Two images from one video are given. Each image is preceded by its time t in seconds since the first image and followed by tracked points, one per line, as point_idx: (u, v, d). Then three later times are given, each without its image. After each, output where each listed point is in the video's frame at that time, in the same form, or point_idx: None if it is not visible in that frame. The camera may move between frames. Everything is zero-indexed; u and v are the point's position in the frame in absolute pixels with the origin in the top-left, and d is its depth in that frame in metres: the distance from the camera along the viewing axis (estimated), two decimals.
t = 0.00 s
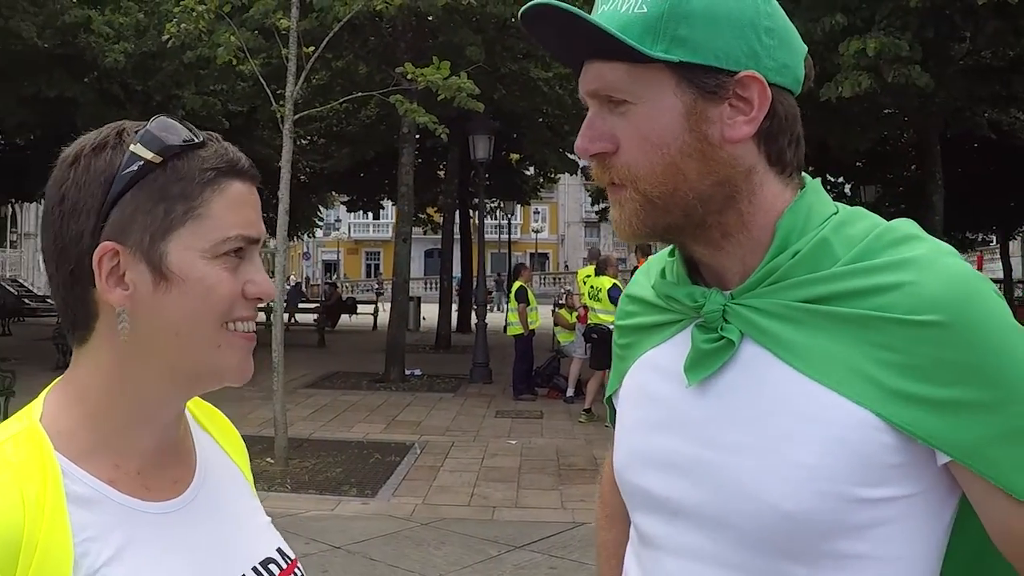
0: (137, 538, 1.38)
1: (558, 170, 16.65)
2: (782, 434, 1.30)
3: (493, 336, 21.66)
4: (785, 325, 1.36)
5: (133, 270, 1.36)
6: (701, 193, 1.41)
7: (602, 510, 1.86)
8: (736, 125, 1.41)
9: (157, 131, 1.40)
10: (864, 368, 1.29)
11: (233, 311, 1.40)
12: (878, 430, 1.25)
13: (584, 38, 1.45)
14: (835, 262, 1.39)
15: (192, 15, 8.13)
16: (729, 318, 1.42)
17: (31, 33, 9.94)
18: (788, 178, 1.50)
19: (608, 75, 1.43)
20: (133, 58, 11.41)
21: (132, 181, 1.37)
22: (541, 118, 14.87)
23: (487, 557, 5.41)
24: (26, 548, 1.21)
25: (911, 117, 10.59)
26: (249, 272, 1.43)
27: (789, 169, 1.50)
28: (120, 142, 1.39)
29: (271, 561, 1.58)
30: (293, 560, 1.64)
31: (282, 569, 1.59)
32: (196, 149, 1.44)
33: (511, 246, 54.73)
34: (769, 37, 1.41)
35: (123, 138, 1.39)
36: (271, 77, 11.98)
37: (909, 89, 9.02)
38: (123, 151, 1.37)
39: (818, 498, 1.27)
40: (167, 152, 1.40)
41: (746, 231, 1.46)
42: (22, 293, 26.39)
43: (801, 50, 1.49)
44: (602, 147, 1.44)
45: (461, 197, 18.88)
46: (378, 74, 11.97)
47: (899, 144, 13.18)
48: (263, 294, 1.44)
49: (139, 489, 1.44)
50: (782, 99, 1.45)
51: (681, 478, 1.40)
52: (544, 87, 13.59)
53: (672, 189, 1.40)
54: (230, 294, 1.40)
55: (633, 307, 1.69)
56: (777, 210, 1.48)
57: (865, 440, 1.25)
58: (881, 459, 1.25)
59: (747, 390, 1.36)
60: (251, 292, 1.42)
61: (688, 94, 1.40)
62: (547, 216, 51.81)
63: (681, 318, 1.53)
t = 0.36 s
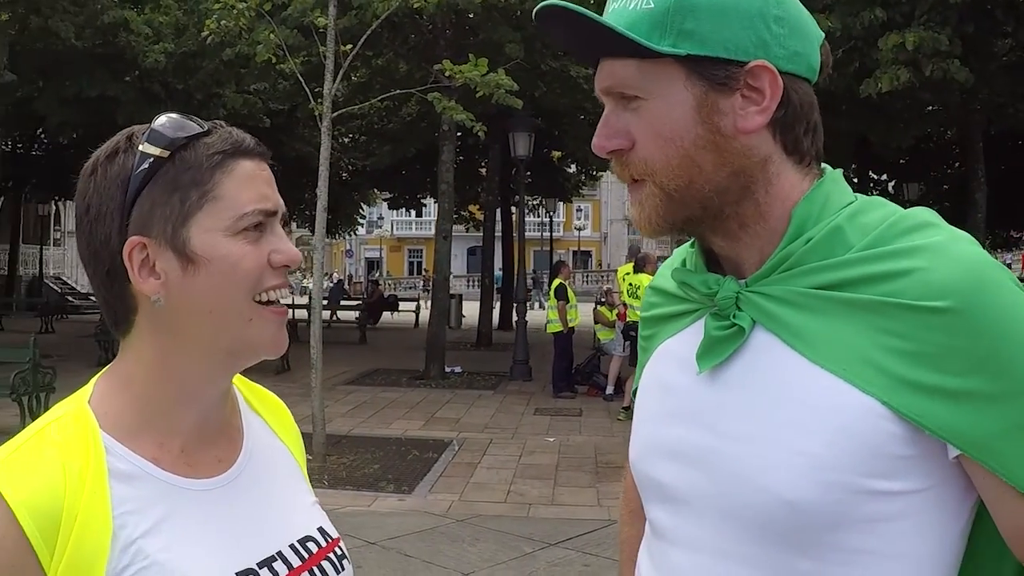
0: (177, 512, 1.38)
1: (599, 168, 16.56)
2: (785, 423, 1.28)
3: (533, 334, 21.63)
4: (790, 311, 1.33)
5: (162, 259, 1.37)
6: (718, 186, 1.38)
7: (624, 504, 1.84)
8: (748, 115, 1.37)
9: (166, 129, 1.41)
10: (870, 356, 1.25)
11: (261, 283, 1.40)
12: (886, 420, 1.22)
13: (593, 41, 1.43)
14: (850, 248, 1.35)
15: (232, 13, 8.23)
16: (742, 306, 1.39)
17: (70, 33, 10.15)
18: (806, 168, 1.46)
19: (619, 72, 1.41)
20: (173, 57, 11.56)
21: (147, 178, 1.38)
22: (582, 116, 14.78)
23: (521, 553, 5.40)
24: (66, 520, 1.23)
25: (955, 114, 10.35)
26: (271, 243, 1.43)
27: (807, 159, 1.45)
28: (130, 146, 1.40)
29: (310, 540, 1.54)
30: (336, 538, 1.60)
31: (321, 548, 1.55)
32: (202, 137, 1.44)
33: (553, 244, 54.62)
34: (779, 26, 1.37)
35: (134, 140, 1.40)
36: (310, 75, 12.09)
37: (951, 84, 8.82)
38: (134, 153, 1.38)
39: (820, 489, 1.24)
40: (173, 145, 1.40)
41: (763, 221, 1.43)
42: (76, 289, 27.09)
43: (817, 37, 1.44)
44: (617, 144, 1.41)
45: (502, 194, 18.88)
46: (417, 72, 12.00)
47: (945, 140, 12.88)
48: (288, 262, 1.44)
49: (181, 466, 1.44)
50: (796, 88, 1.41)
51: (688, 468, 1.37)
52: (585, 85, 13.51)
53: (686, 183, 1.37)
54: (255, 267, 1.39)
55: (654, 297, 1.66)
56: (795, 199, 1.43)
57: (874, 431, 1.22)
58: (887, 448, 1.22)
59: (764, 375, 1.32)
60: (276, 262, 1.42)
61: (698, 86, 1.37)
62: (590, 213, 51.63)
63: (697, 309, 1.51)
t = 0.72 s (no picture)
0: (199, 508, 1.39)
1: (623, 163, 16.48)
2: (802, 421, 1.26)
3: (557, 329, 21.60)
4: (803, 305, 1.32)
5: (183, 254, 1.38)
6: (737, 172, 1.37)
7: (652, 499, 1.83)
8: (767, 100, 1.35)
9: (188, 124, 1.42)
10: (883, 351, 1.24)
11: (286, 275, 1.40)
12: (899, 418, 1.20)
13: (611, 25, 1.41)
14: (866, 241, 1.33)
15: (255, 10, 8.27)
16: (758, 300, 1.38)
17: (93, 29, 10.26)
18: (827, 156, 1.43)
19: (638, 57, 1.39)
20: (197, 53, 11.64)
21: (169, 174, 1.40)
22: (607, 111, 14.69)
23: (543, 549, 5.40)
24: (88, 514, 1.25)
25: (981, 109, 10.20)
26: (294, 236, 1.43)
27: (827, 146, 1.43)
28: (151, 143, 1.42)
29: (335, 537, 1.55)
30: (362, 535, 1.60)
31: (346, 545, 1.55)
32: (222, 132, 1.45)
33: (577, 240, 54.53)
34: (800, 9, 1.34)
35: (155, 137, 1.42)
36: (332, 71, 12.13)
37: (975, 80, 8.70)
38: (154, 150, 1.40)
39: (834, 488, 1.22)
40: (193, 140, 1.41)
41: (782, 211, 1.41)
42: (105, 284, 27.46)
43: (838, 19, 1.41)
44: (635, 131, 1.40)
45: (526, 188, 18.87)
46: (441, 67, 12.01)
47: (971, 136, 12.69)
48: (313, 255, 1.43)
49: (204, 462, 1.44)
50: (817, 73, 1.38)
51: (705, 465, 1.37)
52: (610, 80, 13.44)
53: (705, 169, 1.36)
54: (278, 260, 1.39)
55: (675, 291, 1.64)
56: (814, 187, 1.41)
57: (889, 430, 1.20)
58: (904, 448, 1.20)
59: (781, 370, 1.31)
60: (300, 255, 1.41)
61: (717, 70, 1.35)
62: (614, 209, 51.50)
63: (716, 303, 1.49)
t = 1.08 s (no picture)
0: (207, 508, 1.38)
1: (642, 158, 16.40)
2: (833, 421, 1.23)
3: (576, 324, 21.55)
4: (837, 309, 1.29)
5: (186, 241, 1.37)
6: (758, 165, 1.34)
7: (682, 493, 1.80)
8: (793, 94, 1.32)
9: (190, 113, 1.42)
10: (916, 358, 1.20)
11: (292, 260, 1.38)
12: (930, 422, 1.17)
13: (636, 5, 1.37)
14: (895, 242, 1.29)
15: (272, 8, 8.28)
16: (787, 302, 1.35)
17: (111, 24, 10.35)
18: (852, 155, 1.40)
19: (663, 42, 1.36)
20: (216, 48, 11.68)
21: (168, 161, 1.39)
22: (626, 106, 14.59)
23: (562, 544, 5.38)
24: (93, 514, 1.24)
25: (1000, 103, 10.08)
26: (299, 221, 1.41)
27: (853, 144, 1.39)
28: (152, 133, 1.42)
29: (348, 539, 1.53)
30: (376, 537, 1.60)
31: (359, 547, 1.54)
32: (223, 119, 1.44)
33: (596, 234, 54.39)
34: (830, 5, 1.31)
35: (155, 128, 1.42)
36: (350, 65, 12.14)
37: (996, 75, 8.58)
38: (156, 137, 1.40)
39: (867, 492, 1.19)
40: (193, 125, 1.41)
41: (802, 207, 1.38)
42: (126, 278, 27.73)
43: (870, 21, 1.38)
44: (657, 116, 1.37)
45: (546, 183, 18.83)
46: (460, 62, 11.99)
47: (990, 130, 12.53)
48: (319, 239, 1.41)
49: (211, 460, 1.43)
50: (845, 72, 1.35)
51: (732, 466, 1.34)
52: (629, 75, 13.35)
53: (725, 160, 1.33)
54: (282, 244, 1.38)
55: (702, 288, 1.62)
56: (837, 186, 1.38)
57: (917, 433, 1.18)
58: (936, 450, 1.17)
59: (810, 371, 1.28)
60: (305, 239, 1.40)
61: (743, 61, 1.32)
62: (633, 203, 51.35)
63: (743, 304, 1.46)
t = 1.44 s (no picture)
0: (218, 516, 1.35)
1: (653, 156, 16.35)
2: (867, 424, 1.23)
3: (587, 321, 21.50)
4: (873, 310, 1.28)
5: (198, 245, 1.35)
6: (799, 163, 1.34)
7: (699, 491, 1.77)
8: (832, 92, 1.32)
9: (205, 113, 1.39)
10: (954, 358, 1.20)
11: (306, 273, 1.35)
12: (962, 420, 1.18)
13: (673, 6, 1.37)
14: (927, 241, 1.30)
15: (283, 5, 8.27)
16: (817, 300, 1.35)
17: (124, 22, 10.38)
18: (886, 151, 1.40)
19: (700, 41, 1.35)
20: (227, 46, 11.70)
21: (184, 162, 1.37)
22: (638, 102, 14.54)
23: (576, 542, 5.34)
24: (101, 523, 1.22)
25: (1012, 98, 10.01)
26: (312, 232, 1.37)
27: (887, 141, 1.40)
28: (166, 131, 1.39)
29: (361, 544, 1.51)
30: (388, 543, 1.57)
31: (372, 553, 1.52)
32: (242, 122, 1.42)
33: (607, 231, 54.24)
34: (866, 2, 1.32)
35: (172, 125, 1.39)
36: (361, 63, 12.13)
37: (1008, 70, 8.51)
38: (170, 137, 1.37)
39: (899, 492, 1.19)
40: (210, 127, 1.38)
41: (840, 205, 1.38)
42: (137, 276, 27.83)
43: (901, 16, 1.39)
44: (695, 117, 1.36)
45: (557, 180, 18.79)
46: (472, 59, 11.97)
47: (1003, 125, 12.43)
48: (331, 253, 1.38)
49: (222, 466, 1.41)
50: (881, 68, 1.36)
51: (765, 465, 1.34)
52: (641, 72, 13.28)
53: (768, 158, 1.33)
54: (297, 254, 1.35)
55: (726, 285, 1.60)
56: (872, 183, 1.38)
57: (950, 432, 1.18)
58: (971, 451, 1.18)
59: (840, 373, 1.28)
60: (318, 252, 1.36)
61: (783, 59, 1.32)
62: (644, 200, 51.21)
63: (772, 301, 1.45)
